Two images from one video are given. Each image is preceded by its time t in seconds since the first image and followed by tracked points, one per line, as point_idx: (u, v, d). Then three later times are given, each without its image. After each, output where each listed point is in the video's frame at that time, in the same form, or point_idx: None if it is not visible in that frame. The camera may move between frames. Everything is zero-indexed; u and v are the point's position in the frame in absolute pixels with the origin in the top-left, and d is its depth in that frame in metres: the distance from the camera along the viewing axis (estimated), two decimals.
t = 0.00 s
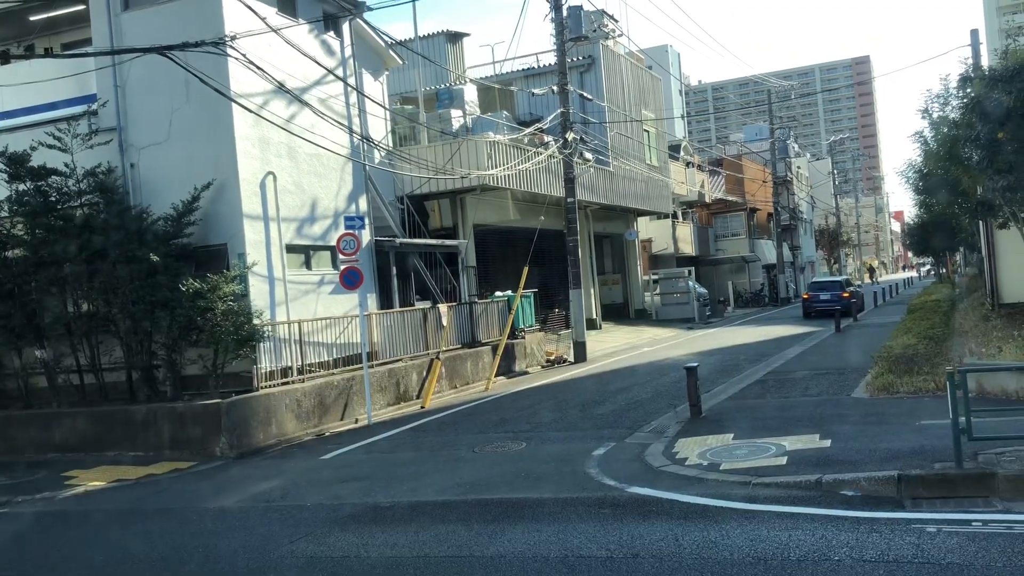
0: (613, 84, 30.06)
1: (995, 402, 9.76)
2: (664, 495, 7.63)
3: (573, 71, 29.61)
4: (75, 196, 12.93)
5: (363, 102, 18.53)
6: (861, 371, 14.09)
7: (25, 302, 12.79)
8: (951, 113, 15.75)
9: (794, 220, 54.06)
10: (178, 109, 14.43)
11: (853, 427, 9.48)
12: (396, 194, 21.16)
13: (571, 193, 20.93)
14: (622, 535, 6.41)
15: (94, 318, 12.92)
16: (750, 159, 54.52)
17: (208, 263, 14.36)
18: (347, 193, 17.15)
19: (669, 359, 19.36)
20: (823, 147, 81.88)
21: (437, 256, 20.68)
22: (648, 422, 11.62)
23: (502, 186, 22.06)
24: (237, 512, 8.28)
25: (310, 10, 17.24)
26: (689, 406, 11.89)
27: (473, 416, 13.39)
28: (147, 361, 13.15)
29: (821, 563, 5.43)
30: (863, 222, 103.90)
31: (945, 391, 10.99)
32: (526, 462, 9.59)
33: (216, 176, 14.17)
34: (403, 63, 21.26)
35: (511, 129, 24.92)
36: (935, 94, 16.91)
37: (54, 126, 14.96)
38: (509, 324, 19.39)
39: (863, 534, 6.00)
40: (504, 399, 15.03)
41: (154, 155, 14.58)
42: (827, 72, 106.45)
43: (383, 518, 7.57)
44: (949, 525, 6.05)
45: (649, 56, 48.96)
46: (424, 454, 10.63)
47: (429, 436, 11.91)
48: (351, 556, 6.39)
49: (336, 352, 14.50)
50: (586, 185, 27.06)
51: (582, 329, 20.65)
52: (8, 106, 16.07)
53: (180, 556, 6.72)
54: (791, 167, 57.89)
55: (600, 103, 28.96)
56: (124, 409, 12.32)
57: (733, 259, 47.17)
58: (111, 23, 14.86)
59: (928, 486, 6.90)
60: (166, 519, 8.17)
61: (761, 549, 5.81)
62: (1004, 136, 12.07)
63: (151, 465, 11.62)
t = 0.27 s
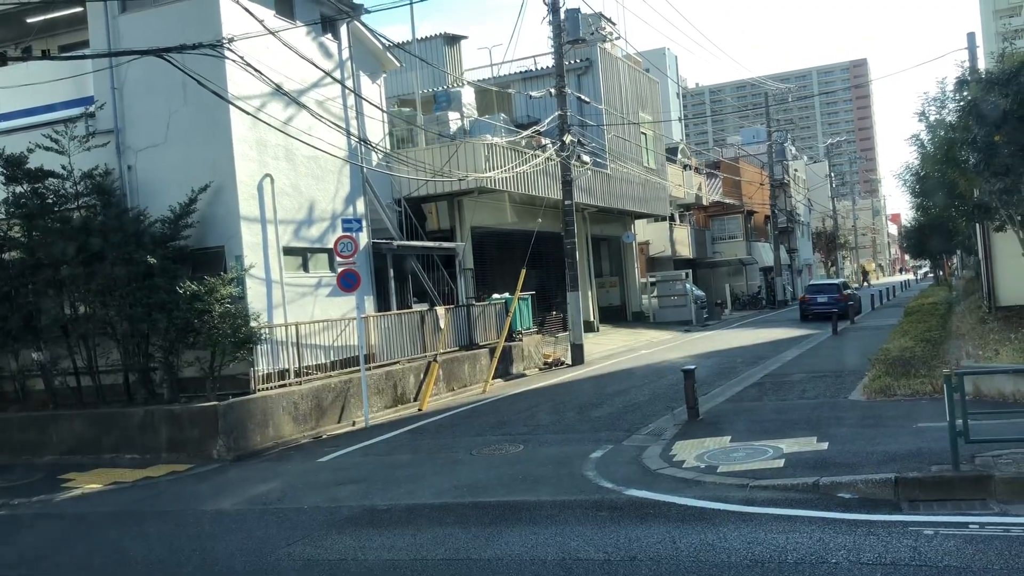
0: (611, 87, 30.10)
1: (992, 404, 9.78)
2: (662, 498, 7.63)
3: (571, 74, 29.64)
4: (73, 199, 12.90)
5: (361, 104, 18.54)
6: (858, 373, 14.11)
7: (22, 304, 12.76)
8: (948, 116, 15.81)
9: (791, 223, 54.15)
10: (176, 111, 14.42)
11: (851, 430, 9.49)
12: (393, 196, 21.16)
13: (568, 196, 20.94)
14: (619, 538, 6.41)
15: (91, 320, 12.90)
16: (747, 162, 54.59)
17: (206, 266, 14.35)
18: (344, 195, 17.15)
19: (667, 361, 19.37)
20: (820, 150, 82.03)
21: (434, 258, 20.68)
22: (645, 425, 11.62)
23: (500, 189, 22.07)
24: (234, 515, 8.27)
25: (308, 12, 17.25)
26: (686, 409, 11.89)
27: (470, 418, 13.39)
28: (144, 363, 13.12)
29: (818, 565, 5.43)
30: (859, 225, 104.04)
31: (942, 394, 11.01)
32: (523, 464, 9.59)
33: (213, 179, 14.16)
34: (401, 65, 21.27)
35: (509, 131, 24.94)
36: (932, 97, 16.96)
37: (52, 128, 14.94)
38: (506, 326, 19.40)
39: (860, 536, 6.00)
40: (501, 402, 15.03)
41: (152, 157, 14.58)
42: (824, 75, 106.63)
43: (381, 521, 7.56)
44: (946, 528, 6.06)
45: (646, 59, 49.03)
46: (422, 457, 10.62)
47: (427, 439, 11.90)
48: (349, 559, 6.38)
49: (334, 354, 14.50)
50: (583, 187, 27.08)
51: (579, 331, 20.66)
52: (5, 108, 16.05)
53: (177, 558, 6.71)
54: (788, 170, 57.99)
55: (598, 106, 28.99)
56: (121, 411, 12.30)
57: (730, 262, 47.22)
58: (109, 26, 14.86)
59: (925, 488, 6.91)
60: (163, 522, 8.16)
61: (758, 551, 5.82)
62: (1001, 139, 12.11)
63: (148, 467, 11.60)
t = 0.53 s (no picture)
0: (607, 89, 30.12)
1: (988, 406, 9.80)
2: (658, 500, 7.63)
3: (567, 76, 29.66)
4: (69, 201, 12.86)
5: (357, 106, 18.52)
6: (854, 376, 14.13)
7: (17, 306, 12.72)
8: (944, 119, 15.84)
9: (788, 225, 54.23)
10: (172, 113, 14.40)
11: (847, 432, 9.49)
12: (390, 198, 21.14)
13: (565, 198, 20.94)
14: (616, 540, 6.40)
15: (87, 322, 12.87)
16: (743, 164, 54.68)
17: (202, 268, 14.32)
18: (341, 197, 17.14)
19: (663, 363, 19.38)
20: (817, 152, 82.18)
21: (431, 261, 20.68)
22: (642, 427, 11.62)
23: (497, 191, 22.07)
24: (230, 517, 8.25)
25: (304, 15, 17.24)
26: (683, 411, 11.88)
27: (467, 420, 13.38)
28: (140, 366, 13.10)
29: (815, 568, 5.43)
30: (856, 227, 104.20)
31: (938, 396, 11.03)
32: (519, 467, 9.58)
33: (210, 181, 14.15)
34: (397, 67, 21.27)
35: (506, 133, 24.95)
36: (928, 99, 17.01)
37: (48, 130, 14.92)
38: (503, 328, 19.40)
39: (856, 538, 6.01)
40: (497, 404, 15.02)
41: (148, 158, 14.56)
42: (820, 78, 106.87)
43: (377, 523, 7.55)
44: (943, 530, 6.06)
45: (643, 62, 49.10)
46: (418, 459, 10.60)
47: (423, 441, 11.88)
48: (345, 561, 6.36)
49: (330, 357, 14.49)
50: (580, 190, 27.10)
51: (576, 333, 20.65)
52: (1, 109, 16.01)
53: (172, 560, 6.69)
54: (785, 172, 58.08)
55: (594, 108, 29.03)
56: (117, 414, 12.27)
57: (727, 264, 47.26)
58: (105, 27, 14.84)
59: (920, 489, 6.92)
60: (159, 525, 8.13)
61: (755, 553, 5.82)
62: (996, 141, 12.13)
63: (144, 470, 11.57)
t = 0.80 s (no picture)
0: (604, 91, 30.15)
1: (983, 408, 9.83)
2: (655, 501, 7.62)
3: (564, 78, 29.68)
4: (65, 202, 12.83)
5: (354, 108, 18.52)
6: (850, 377, 14.14)
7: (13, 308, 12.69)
8: (940, 121, 15.90)
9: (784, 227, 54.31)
10: (169, 114, 14.38)
11: (843, 433, 9.50)
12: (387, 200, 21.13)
13: (562, 199, 20.94)
14: (612, 541, 6.40)
15: (83, 324, 12.84)
16: (740, 166, 54.75)
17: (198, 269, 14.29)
18: (337, 199, 17.13)
19: (660, 365, 19.39)
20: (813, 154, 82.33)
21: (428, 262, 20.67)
22: (639, 428, 11.62)
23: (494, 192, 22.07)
24: (226, 519, 8.24)
25: (300, 16, 17.23)
26: (679, 413, 11.89)
27: (463, 422, 13.37)
28: (136, 367, 13.06)
29: (811, 568, 5.44)
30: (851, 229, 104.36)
31: (934, 398, 11.05)
32: (516, 468, 9.57)
33: (206, 182, 14.12)
34: (394, 69, 21.26)
35: (502, 135, 24.96)
36: (924, 102, 17.07)
37: (44, 131, 14.89)
38: (499, 330, 19.39)
39: (853, 540, 6.01)
40: (494, 406, 15.01)
41: (144, 159, 14.53)
42: (816, 80, 107.11)
43: (373, 525, 7.54)
44: (939, 531, 6.07)
45: (640, 64, 49.19)
46: (415, 461, 10.58)
47: (420, 442, 11.87)
48: (341, 563, 6.36)
49: (326, 358, 14.48)
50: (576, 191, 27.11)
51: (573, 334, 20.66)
52: None
53: (169, 562, 6.68)
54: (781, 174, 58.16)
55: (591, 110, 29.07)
56: (112, 415, 12.23)
57: (723, 266, 47.32)
58: (101, 28, 14.82)
59: (916, 490, 6.93)
60: (155, 526, 8.12)
61: (751, 555, 5.82)
62: (992, 144, 12.17)
63: (139, 472, 11.53)
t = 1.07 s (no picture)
0: (601, 93, 30.18)
1: (979, 410, 9.85)
2: (652, 503, 7.62)
3: (561, 80, 29.69)
4: (62, 203, 12.81)
5: (351, 109, 18.52)
6: (847, 379, 14.15)
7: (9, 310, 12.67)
8: (936, 123, 15.94)
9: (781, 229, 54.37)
10: (166, 115, 14.37)
11: (840, 435, 9.51)
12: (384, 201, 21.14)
13: (559, 201, 20.94)
14: (609, 543, 6.39)
15: (80, 325, 12.83)
16: (737, 168, 54.82)
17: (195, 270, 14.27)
18: (335, 200, 17.12)
19: (657, 367, 19.39)
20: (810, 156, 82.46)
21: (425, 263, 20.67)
22: (636, 430, 11.62)
23: (491, 193, 22.07)
24: (223, 520, 8.22)
25: (298, 17, 17.21)
26: (676, 415, 11.88)
27: (461, 424, 13.36)
28: (132, 368, 13.05)
29: (807, 571, 5.44)
30: (848, 231, 104.47)
31: (931, 400, 11.07)
32: (513, 470, 9.56)
33: (203, 183, 14.11)
34: (392, 70, 21.27)
35: (500, 136, 24.97)
36: (921, 104, 17.11)
37: (41, 132, 14.87)
38: (497, 331, 19.39)
39: (849, 542, 6.02)
40: (491, 407, 15.00)
41: (141, 160, 14.52)
42: (813, 83, 107.31)
43: (370, 527, 7.53)
44: (935, 533, 6.07)
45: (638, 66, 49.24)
46: (412, 462, 10.57)
47: (417, 444, 11.86)
48: (338, 565, 6.35)
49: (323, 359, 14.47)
50: (574, 192, 27.12)
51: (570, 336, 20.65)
52: None
53: (165, 564, 6.66)
54: (779, 176, 58.23)
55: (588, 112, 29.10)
56: (109, 417, 12.21)
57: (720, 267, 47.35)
58: (99, 29, 14.80)
59: (913, 492, 6.94)
60: (151, 528, 8.10)
61: (748, 557, 5.82)
62: (989, 146, 12.20)
63: (136, 473, 11.51)
